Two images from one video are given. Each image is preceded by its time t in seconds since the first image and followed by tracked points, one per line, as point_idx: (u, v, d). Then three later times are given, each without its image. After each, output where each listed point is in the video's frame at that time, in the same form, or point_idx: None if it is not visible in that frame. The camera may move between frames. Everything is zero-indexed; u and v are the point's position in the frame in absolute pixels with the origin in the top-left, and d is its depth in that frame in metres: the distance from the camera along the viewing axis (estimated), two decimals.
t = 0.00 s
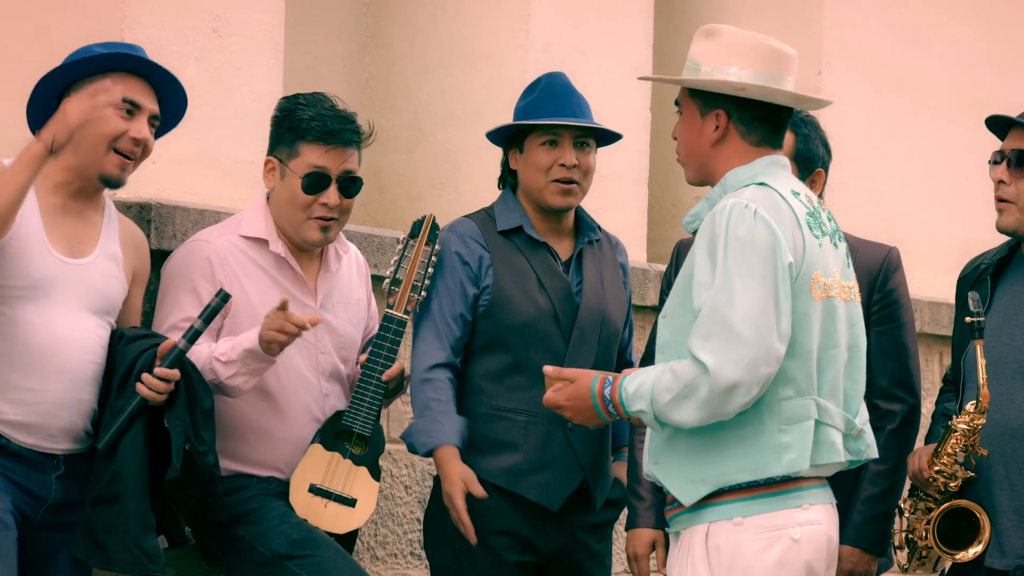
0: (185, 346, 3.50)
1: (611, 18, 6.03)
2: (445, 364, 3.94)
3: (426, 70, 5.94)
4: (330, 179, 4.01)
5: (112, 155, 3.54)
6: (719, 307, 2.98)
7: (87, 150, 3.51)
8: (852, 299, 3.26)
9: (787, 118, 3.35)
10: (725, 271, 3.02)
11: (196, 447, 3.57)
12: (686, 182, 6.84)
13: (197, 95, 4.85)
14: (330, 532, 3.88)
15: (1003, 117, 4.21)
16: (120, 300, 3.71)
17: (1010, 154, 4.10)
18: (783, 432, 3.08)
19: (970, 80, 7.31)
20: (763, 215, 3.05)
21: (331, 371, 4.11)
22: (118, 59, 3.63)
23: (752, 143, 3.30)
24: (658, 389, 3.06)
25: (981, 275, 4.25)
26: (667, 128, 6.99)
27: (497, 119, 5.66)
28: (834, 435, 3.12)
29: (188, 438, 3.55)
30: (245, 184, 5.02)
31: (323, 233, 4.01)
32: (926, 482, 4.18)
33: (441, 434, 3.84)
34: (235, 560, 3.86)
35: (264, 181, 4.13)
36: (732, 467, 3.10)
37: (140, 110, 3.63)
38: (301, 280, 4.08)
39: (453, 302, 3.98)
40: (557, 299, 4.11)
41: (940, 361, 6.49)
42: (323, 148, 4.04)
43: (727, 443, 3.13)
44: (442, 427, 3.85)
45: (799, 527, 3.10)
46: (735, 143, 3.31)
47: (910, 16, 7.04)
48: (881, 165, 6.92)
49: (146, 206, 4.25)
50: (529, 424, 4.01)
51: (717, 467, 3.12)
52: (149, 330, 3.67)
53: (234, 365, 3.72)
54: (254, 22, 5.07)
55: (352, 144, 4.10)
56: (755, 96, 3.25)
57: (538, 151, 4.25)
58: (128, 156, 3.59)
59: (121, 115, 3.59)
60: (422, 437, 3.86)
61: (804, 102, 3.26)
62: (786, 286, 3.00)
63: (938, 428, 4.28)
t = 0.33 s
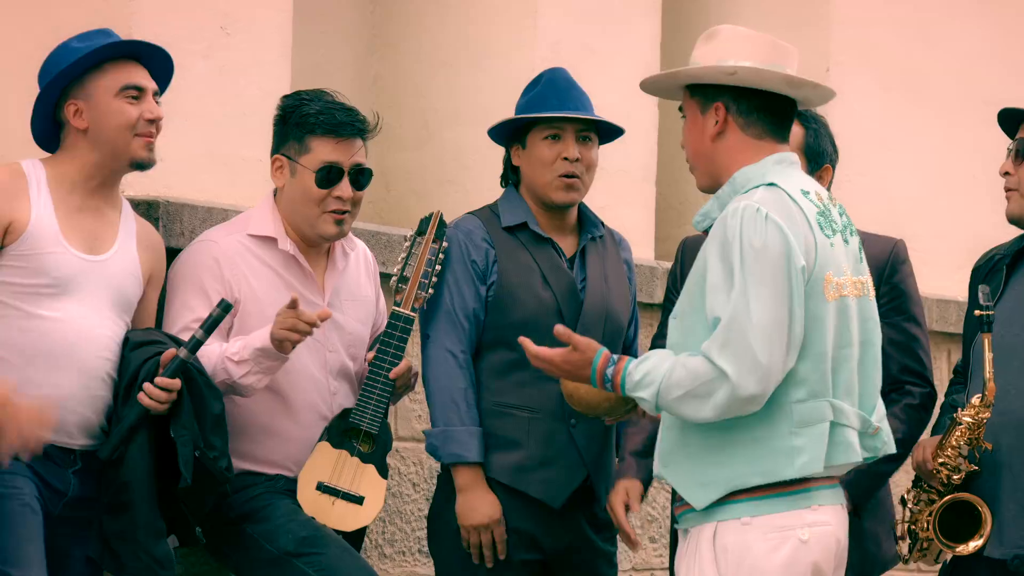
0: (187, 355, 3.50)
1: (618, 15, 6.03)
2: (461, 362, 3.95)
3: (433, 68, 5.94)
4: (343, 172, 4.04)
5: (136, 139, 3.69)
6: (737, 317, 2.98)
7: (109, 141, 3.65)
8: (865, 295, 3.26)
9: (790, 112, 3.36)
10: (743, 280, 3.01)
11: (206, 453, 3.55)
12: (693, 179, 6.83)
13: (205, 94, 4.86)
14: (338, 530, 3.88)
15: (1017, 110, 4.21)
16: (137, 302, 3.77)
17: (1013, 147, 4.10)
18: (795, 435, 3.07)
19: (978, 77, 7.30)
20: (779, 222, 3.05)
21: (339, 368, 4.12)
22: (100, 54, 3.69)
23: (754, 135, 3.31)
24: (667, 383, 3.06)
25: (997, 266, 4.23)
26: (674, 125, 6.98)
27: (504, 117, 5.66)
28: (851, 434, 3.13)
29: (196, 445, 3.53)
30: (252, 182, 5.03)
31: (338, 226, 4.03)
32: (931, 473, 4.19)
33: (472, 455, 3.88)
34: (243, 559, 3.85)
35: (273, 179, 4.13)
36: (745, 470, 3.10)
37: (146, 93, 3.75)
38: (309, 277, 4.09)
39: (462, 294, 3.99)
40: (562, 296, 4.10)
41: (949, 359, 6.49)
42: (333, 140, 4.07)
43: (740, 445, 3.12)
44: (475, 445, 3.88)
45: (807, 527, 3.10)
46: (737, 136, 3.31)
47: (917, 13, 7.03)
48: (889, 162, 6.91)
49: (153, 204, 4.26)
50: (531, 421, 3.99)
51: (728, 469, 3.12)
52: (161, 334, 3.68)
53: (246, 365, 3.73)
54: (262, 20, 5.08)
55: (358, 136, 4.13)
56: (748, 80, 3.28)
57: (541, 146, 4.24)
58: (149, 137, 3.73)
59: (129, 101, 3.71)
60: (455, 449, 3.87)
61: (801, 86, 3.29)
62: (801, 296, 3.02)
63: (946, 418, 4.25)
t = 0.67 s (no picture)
0: (190, 356, 3.50)
1: (628, 13, 6.03)
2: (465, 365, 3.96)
3: (442, 66, 5.95)
4: (352, 169, 4.04)
5: (129, 129, 3.69)
6: (740, 322, 2.98)
7: (102, 134, 3.65)
8: (878, 293, 3.25)
9: (803, 109, 3.37)
10: (749, 282, 3.01)
11: (211, 455, 3.55)
12: (703, 177, 6.83)
13: (216, 92, 4.87)
14: (349, 527, 3.89)
15: None
16: (149, 292, 3.79)
17: None
18: (802, 437, 3.07)
19: (989, 74, 7.29)
20: (786, 226, 3.05)
21: (349, 367, 4.12)
22: (85, 47, 3.67)
23: (766, 131, 3.30)
24: (665, 380, 3.03)
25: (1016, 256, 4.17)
26: (684, 123, 6.97)
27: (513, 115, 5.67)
28: (860, 434, 3.13)
29: (199, 446, 3.54)
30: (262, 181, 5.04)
31: (347, 224, 4.03)
32: (931, 459, 4.14)
33: (456, 448, 3.87)
34: (252, 557, 3.85)
35: (281, 177, 4.14)
36: (752, 473, 3.10)
37: (135, 81, 3.75)
38: (318, 275, 4.09)
39: (464, 292, 4.00)
40: (568, 294, 4.10)
41: (958, 357, 6.49)
42: (341, 137, 4.08)
43: (747, 447, 3.12)
44: (457, 440, 3.88)
45: (818, 528, 3.09)
46: (749, 133, 3.31)
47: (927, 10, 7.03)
48: (899, 161, 6.91)
49: (163, 202, 4.27)
50: (539, 419, 3.99)
51: (736, 472, 3.12)
52: (177, 332, 3.68)
53: (261, 367, 3.74)
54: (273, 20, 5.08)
55: (367, 133, 4.13)
56: (763, 76, 3.29)
57: (543, 146, 4.24)
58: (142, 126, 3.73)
59: (118, 91, 3.71)
60: (435, 443, 3.88)
61: (814, 81, 3.30)
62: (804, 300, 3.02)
63: (949, 406, 4.24)
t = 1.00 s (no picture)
0: (199, 360, 3.52)
1: (638, 12, 6.02)
2: (472, 363, 3.94)
3: (453, 65, 5.95)
4: (363, 168, 4.04)
5: (107, 129, 3.66)
6: (750, 325, 2.98)
7: (81, 136, 3.65)
8: (890, 293, 3.24)
9: (805, 104, 3.35)
10: (760, 284, 3.01)
11: (228, 454, 3.57)
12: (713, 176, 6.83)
13: (227, 92, 4.88)
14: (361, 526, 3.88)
15: None
16: (156, 291, 3.80)
17: None
18: (812, 439, 3.06)
19: (1001, 72, 7.26)
20: (797, 229, 3.04)
21: (359, 366, 4.13)
22: (62, 48, 3.68)
23: (767, 133, 3.29)
24: (674, 384, 3.01)
25: None
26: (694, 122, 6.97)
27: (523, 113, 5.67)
28: (870, 437, 3.13)
29: (219, 445, 3.55)
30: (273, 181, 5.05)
31: (358, 223, 4.03)
32: (939, 453, 4.13)
33: (458, 447, 3.86)
34: (264, 557, 3.86)
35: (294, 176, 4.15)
36: (762, 476, 3.10)
37: (115, 79, 3.71)
38: (328, 274, 4.09)
39: (472, 291, 4.00)
40: (576, 292, 4.09)
41: (969, 357, 6.48)
42: (353, 136, 4.08)
43: (757, 450, 3.12)
44: (461, 437, 3.87)
45: (827, 530, 3.09)
46: (751, 137, 3.31)
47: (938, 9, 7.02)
48: (909, 160, 6.90)
49: (174, 201, 4.28)
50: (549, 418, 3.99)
51: (746, 475, 3.13)
52: (189, 331, 3.70)
53: (271, 365, 3.74)
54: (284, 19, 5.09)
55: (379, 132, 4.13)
56: (748, 81, 3.28)
57: (547, 145, 4.23)
58: (123, 126, 3.69)
59: (97, 91, 3.69)
60: (440, 441, 3.87)
61: (803, 77, 3.27)
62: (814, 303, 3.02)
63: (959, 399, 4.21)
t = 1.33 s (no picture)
0: (201, 361, 3.52)
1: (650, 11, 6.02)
2: (476, 363, 3.94)
3: (463, 63, 5.96)
4: (376, 167, 4.04)
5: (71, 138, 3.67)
6: (760, 327, 2.98)
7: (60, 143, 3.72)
8: (902, 290, 3.23)
9: (816, 105, 3.33)
10: (770, 285, 3.01)
11: (230, 459, 3.60)
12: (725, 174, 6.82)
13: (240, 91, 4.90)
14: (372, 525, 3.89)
15: None
16: (162, 292, 3.79)
17: None
18: (833, 441, 3.06)
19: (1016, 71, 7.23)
20: (808, 228, 3.03)
21: (370, 366, 4.13)
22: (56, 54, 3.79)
23: (776, 134, 3.29)
24: (695, 426, 3.02)
25: None
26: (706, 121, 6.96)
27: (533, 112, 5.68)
28: (886, 436, 3.12)
29: (220, 450, 3.58)
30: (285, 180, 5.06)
31: (369, 222, 4.03)
32: (952, 456, 4.09)
33: (465, 448, 3.85)
34: (274, 557, 3.86)
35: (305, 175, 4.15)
36: (784, 479, 3.08)
37: (88, 90, 3.70)
38: (339, 273, 4.10)
39: (478, 292, 4.01)
40: (584, 293, 4.08)
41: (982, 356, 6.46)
42: (364, 135, 4.07)
43: (776, 453, 3.11)
44: (467, 439, 3.86)
45: (841, 531, 3.08)
46: (760, 137, 3.30)
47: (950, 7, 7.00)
48: (920, 158, 6.89)
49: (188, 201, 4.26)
50: (557, 418, 4.00)
51: (766, 478, 3.11)
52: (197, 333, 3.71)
53: (280, 365, 3.75)
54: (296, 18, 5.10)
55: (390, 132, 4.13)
56: (760, 82, 3.27)
57: (550, 142, 4.25)
58: (87, 137, 3.67)
59: (72, 100, 3.72)
60: (447, 443, 3.86)
61: (814, 81, 3.25)
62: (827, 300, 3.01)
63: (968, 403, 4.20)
